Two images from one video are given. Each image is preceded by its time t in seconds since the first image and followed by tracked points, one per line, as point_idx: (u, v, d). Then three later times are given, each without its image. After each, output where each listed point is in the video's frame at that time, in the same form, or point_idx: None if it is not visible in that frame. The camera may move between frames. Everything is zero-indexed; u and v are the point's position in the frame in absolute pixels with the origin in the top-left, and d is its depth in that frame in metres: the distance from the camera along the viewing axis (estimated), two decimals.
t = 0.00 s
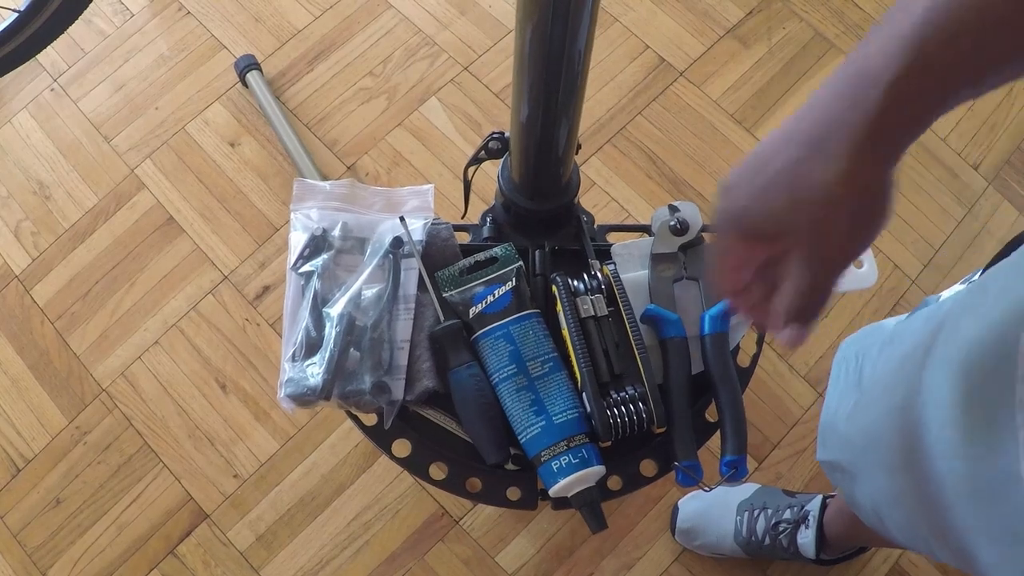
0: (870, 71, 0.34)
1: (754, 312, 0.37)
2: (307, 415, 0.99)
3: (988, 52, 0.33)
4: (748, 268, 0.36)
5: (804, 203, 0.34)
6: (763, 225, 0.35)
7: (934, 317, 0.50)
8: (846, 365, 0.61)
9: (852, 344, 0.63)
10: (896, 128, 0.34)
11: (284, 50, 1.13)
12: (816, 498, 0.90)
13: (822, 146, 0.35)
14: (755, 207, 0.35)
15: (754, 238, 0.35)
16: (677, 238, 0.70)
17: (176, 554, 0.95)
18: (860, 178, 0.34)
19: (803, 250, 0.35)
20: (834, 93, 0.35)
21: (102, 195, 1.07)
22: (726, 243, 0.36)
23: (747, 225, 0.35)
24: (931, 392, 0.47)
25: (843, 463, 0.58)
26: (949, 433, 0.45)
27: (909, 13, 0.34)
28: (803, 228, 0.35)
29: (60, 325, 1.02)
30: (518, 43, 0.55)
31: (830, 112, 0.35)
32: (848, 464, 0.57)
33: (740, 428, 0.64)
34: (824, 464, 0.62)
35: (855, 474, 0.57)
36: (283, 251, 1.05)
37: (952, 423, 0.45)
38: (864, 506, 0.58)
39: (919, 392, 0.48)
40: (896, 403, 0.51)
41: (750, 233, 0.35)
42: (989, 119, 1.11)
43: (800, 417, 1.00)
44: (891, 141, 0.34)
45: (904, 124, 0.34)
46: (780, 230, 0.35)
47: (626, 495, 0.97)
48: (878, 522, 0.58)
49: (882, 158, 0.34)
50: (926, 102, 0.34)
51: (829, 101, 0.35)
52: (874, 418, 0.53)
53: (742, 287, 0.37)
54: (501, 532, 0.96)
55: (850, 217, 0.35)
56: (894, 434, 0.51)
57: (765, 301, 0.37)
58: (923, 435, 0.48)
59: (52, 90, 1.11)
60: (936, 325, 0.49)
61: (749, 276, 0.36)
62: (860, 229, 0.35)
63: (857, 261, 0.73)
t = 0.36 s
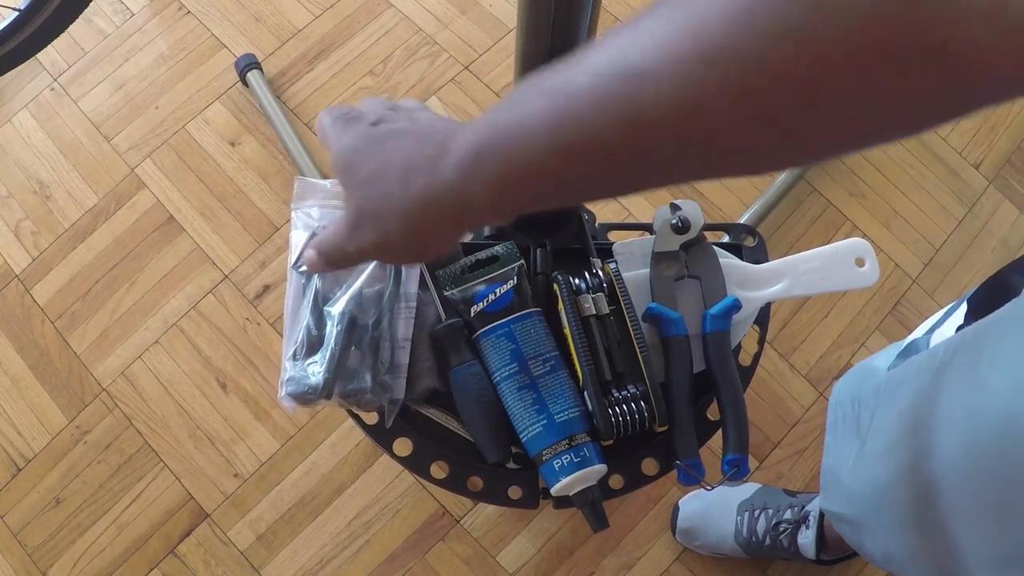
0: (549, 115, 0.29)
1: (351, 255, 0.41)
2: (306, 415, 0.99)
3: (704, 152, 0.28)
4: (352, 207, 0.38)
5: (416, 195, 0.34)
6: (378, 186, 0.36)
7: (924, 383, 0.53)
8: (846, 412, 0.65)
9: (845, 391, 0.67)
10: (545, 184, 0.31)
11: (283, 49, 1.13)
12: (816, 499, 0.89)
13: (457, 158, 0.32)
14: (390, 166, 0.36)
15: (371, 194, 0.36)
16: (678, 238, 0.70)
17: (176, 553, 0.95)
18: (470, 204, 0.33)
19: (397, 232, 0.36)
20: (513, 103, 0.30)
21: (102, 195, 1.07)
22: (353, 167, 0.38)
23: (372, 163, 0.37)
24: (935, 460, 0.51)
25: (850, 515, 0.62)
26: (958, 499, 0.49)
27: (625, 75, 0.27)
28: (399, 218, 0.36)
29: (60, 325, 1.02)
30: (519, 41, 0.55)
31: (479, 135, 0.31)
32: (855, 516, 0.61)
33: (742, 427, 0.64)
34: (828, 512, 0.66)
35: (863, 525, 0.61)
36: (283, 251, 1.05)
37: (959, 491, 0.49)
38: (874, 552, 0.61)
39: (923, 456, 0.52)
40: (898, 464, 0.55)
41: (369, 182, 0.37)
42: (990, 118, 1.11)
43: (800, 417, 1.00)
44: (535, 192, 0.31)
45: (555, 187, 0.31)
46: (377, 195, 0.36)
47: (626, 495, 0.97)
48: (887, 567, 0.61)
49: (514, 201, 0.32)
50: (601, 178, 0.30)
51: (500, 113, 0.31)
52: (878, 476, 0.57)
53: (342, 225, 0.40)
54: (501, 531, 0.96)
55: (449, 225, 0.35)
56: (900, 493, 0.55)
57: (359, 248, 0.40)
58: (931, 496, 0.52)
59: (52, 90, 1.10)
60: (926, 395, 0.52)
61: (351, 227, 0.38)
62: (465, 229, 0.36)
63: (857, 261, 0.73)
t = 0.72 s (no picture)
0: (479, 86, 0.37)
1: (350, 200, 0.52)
2: (308, 414, 0.99)
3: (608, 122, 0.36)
4: (344, 164, 0.48)
5: (386, 151, 0.43)
6: (359, 147, 0.45)
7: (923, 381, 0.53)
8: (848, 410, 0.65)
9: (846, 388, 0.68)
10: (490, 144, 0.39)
11: (285, 49, 1.13)
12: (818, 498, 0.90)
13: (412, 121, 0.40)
14: (364, 130, 0.45)
15: (356, 152, 0.46)
16: (682, 236, 0.70)
17: (178, 552, 0.95)
18: (429, 159, 0.42)
19: (380, 184, 0.46)
20: (451, 70, 0.38)
21: (104, 195, 1.07)
22: (341, 129, 0.47)
23: (355, 127, 0.46)
24: (936, 458, 0.51)
25: (855, 513, 0.62)
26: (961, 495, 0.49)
27: (540, 48, 0.34)
28: (379, 170, 0.45)
29: (62, 324, 1.02)
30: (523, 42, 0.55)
31: (428, 95, 0.39)
32: (860, 515, 0.61)
33: (746, 425, 0.65)
34: (834, 511, 0.66)
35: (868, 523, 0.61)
36: (285, 250, 1.05)
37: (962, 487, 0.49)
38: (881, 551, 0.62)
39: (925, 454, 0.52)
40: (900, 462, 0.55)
41: (353, 142, 0.46)
42: (991, 117, 1.11)
43: (801, 416, 1.00)
44: (480, 151, 0.40)
45: (493, 147, 0.39)
46: (360, 154, 0.45)
47: (628, 494, 0.97)
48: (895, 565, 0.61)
49: (466, 158, 0.41)
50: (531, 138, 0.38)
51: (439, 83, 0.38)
52: (881, 474, 0.57)
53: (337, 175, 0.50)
54: (503, 530, 0.96)
55: (418, 177, 0.44)
56: (903, 491, 0.55)
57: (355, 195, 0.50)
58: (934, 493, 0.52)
59: (54, 89, 1.11)
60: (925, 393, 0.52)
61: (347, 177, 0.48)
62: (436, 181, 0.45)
63: (860, 259, 0.73)
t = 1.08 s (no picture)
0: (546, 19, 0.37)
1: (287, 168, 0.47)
2: (309, 413, 0.99)
3: (666, 71, 0.37)
4: (313, 113, 0.44)
5: (407, 83, 0.41)
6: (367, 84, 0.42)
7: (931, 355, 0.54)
8: (852, 393, 0.65)
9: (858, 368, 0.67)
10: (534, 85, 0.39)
11: (286, 48, 1.13)
12: (819, 495, 0.90)
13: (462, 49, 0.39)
14: (371, 67, 0.42)
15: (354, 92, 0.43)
16: (684, 233, 0.71)
17: (179, 551, 0.95)
18: (460, 99, 0.41)
19: (384, 130, 0.43)
20: None
21: (105, 193, 1.07)
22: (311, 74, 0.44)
23: (355, 63, 0.43)
24: (940, 430, 0.51)
25: (856, 492, 0.62)
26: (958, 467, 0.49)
27: None
28: (383, 115, 0.42)
29: (63, 322, 1.02)
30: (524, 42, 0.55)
31: (477, 27, 0.39)
32: (862, 494, 0.62)
33: (749, 421, 0.65)
34: (837, 492, 0.66)
35: (869, 502, 0.61)
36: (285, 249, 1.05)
37: (962, 459, 0.49)
38: (881, 532, 0.62)
39: (928, 428, 0.52)
40: (903, 437, 0.55)
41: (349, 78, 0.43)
42: (992, 116, 1.11)
43: (802, 414, 1.00)
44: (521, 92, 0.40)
45: (539, 92, 0.40)
46: (364, 92, 0.42)
47: (629, 492, 0.97)
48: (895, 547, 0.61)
49: (502, 98, 0.40)
50: (583, 81, 0.38)
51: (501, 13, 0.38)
52: (885, 452, 0.57)
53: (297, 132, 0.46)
54: (504, 528, 0.96)
55: (438, 121, 0.42)
56: (906, 468, 0.55)
57: (306, 163, 0.46)
58: (934, 467, 0.52)
59: (55, 88, 1.11)
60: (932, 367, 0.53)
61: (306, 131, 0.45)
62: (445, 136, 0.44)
63: (862, 255, 0.73)
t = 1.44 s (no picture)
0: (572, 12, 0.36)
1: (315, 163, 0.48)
2: (311, 412, 0.99)
3: (680, 63, 0.37)
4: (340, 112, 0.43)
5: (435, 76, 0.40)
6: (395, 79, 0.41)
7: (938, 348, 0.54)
8: (856, 389, 0.66)
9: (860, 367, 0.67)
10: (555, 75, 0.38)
11: (287, 47, 1.13)
12: (820, 493, 0.90)
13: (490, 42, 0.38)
14: (397, 65, 0.41)
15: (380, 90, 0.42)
16: (686, 230, 0.71)
17: (180, 549, 0.95)
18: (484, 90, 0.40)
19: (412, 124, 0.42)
20: None
21: (106, 192, 1.07)
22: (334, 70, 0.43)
23: (378, 58, 0.41)
24: (947, 421, 0.51)
25: (860, 485, 0.63)
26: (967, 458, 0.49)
27: None
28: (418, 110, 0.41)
29: (64, 321, 1.02)
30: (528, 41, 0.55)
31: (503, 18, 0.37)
32: (866, 487, 0.62)
33: (750, 418, 0.65)
34: (841, 486, 0.66)
35: (874, 495, 0.61)
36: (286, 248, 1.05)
37: (970, 448, 0.49)
38: (886, 524, 0.62)
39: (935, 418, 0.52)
40: (911, 428, 0.55)
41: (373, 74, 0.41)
42: (992, 115, 1.12)
43: (803, 413, 1.00)
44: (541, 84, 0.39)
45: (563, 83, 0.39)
46: (392, 88, 0.41)
47: (630, 491, 0.97)
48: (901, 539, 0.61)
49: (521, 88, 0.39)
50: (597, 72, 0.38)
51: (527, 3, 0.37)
52: (892, 444, 0.57)
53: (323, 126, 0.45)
54: (505, 527, 0.96)
55: (459, 113, 0.41)
56: (914, 460, 0.55)
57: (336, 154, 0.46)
58: (942, 458, 0.52)
59: (56, 87, 1.11)
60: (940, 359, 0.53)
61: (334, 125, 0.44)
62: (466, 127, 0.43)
63: (864, 253, 0.73)
